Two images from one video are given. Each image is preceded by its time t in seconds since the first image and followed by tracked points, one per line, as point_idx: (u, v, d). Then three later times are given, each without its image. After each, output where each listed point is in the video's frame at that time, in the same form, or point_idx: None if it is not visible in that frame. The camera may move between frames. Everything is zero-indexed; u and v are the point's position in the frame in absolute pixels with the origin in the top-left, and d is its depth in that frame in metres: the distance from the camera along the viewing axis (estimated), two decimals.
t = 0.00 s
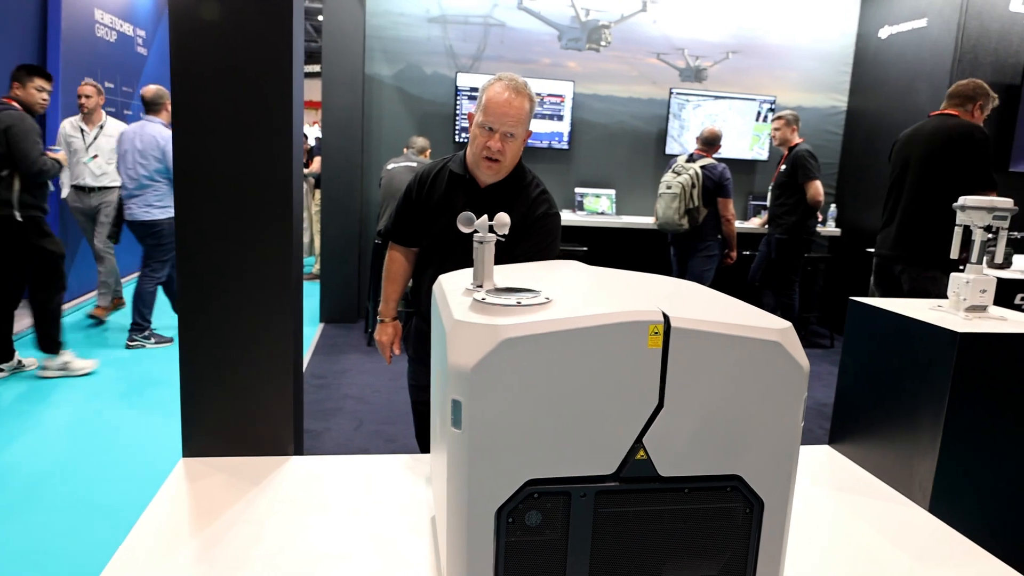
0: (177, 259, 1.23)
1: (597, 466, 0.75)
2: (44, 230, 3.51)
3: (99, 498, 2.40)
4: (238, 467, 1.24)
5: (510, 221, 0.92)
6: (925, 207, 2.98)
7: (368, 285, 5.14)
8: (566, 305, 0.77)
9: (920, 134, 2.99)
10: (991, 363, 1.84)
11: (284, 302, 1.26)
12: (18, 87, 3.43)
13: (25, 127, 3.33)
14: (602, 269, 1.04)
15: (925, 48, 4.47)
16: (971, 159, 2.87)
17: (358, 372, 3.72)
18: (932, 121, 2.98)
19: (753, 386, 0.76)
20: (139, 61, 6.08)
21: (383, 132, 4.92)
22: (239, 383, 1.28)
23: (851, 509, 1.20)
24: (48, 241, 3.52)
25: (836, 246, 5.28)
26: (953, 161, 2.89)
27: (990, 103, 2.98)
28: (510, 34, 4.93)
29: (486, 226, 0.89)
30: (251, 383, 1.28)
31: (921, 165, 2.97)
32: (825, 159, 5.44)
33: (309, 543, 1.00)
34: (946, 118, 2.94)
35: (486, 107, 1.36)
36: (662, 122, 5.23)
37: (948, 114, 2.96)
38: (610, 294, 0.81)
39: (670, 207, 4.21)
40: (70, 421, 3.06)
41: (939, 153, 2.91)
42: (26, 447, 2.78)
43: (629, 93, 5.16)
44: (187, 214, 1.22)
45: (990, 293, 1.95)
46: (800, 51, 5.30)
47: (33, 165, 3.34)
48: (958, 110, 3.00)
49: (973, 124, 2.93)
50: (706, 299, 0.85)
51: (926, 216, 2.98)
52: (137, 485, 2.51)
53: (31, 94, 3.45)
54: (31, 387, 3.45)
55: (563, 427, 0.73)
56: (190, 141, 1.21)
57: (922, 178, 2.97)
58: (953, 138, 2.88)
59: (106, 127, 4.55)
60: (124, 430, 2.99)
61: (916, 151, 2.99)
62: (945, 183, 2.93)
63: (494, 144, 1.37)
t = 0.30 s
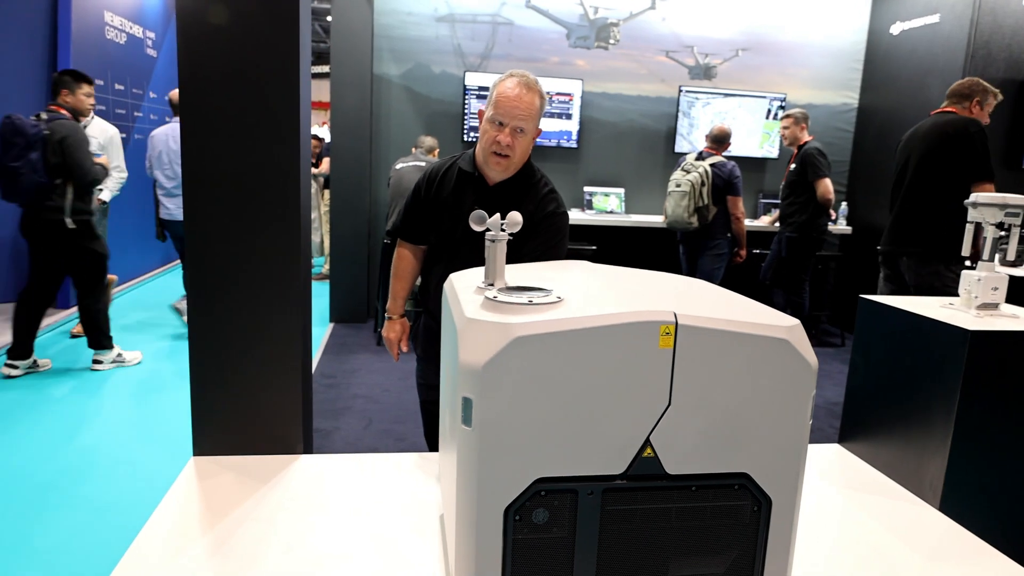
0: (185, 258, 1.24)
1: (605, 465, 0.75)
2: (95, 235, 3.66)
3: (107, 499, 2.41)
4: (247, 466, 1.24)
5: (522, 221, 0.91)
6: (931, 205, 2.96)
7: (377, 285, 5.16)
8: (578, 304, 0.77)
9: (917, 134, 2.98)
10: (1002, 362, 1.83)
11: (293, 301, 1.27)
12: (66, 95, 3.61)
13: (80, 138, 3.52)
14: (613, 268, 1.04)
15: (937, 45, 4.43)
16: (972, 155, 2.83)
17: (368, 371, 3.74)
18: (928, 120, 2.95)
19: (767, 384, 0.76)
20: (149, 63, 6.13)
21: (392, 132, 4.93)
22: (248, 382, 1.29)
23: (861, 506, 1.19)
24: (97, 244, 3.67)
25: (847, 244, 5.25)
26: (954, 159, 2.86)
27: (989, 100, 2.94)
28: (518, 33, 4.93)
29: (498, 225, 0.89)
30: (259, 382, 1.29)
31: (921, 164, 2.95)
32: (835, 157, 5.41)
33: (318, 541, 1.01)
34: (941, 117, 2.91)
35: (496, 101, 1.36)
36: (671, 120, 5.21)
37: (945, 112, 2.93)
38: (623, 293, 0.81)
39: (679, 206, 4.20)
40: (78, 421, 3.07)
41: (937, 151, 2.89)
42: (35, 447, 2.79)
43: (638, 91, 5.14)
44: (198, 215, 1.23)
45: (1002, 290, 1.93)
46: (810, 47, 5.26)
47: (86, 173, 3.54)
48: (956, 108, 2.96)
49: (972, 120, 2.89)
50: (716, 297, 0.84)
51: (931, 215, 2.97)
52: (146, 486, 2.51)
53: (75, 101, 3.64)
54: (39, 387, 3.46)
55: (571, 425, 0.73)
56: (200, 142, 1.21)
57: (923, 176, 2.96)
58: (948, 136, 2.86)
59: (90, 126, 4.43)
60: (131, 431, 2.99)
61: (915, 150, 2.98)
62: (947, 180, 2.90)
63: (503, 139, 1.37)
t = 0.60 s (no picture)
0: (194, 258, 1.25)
1: (611, 465, 0.75)
2: (134, 237, 3.81)
3: (118, 497, 2.44)
4: (256, 467, 1.25)
5: (530, 222, 0.92)
6: (947, 204, 2.95)
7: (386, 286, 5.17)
8: (586, 305, 0.78)
9: (940, 133, 2.96)
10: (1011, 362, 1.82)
11: (301, 301, 1.28)
12: (116, 98, 3.73)
13: (132, 141, 3.73)
14: (621, 269, 1.04)
15: (946, 44, 4.40)
16: (997, 153, 2.82)
17: (377, 372, 3.75)
18: (950, 119, 2.93)
19: (774, 385, 0.76)
20: (159, 64, 6.17)
21: (400, 133, 4.94)
22: (257, 382, 1.30)
23: (869, 507, 1.19)
24: (134, 246, 3.80)
25: (856, 244, 5.22)
26: (975, 159, 2.85)
27: (1012, 99, 2.90)
28: (526, 33, 4.93)
29: (506, 226, 0.89)
30: (268, 382, 1.30)
31: (942, 162, 2.93)
32: (844, 156, 5.38)
33: (326, 541, 1.02)
34: (964, 115, 2.89)
35: (509, 97, 1.37)
36: (680, 120, 5.20)
37: (966, 111, 2.90)
38: (630, 295, 0.81)
39: (688, 206, 4.19)
40: (89, 420, 3.11)
41: (959, 150, 2.87)
42: (47, 446, 2.83)
43: (646, 92, 5.14)
44: (207, 216, 1.24)
45: (1011, 290, 1.92)
46: (818, 47, 5.24)
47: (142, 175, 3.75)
48: (976, 106, 2.92)
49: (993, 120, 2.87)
50: (722, 298, 0.85)
51: (945, 215, 2.96)
52: (155, 486, 2.53)
53: (122, 104, 3.75)
54: (54, 386, 3.51)
55: (578, 426, 0.73)
56: (208, 144, 1.22)
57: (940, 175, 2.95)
58: (973, 135, 2.84)
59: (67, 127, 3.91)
60: (141, 429, 3.03)
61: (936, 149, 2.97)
62: (965, 179, 2.89)
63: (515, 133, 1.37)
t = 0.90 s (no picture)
0: (199, 258, 1.26)
1: (613, 465, 0.75)
2: (159, 241, 3.90)
3: (123, 497, 2.46)
4: (261, 467, 1.26)
5: (531, 221, 0.92)
6: (964, 205, 2.95)
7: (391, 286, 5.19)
8: (587, 304, 0.78)
9: (963, 130, 2.93)
10: (1012, 360, 1.82)
11: (306, 301, 1.29)
12: (151, 105, 3.88)
13: (166, 143, 3.82)
14: (623, 268, 1.04)
15: (950, 42, 4.38)
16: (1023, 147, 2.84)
17: (381, 372, 3.76)
18: (973, 116, 2.91)
19: (775, 383, 0.77)
20: (164, 66, 6.21)
21: (404, 133, 4.96)
22: (262, 382, 1.31)
23: (873, 506, 1.18)
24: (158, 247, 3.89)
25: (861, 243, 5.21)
26: (996, 158, 2.86)
27: None
28: (530, 33, 4.93)
29: (507, 226, 0.90)
30: (272, 381, 1.30)
31: (963, 162, 2.92)
32: (849, 155, 5.36)
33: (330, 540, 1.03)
34: (986, 114, 2.88)
35: (514, 99, 1.39)
36: (684, 120, 5.20)
37: (990, 109, 2.89)
38: (633, 294, 0.81)
39: (693, 205, 4.18)
40: (97, 420, 3.14)
41: (981, 148, 2.87)
42: (55, 446, 2.86)
43: (650, 91, 5.13)
44: (212, 217, 1.25)
45: (1013, 288, 1.92)
46: (823, 45, 5.23)
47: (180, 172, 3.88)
48: (1001, 104, 2.92)
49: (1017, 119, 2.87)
50: (721, 296, 0.85)
51: (965, 214, 2.96)
52: (160, 488, 2.54)
53: (155, 111, 3.91)
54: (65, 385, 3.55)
55: (579, 425, 0.74)
56: (212, 144, 1.23)
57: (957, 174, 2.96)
58: (996, 133, 2.84)
59: (9, 115, 3.75)
60: (147, 429, 3.06)
61: (959, 147, 2.95)
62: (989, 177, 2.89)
63: (530, 132, 1.40)
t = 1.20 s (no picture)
0: (195, 257, 1.26)
1: (605, 462, 0.76)
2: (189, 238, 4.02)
3: (119, 497, 2.46)
4: (256, 465, 1.27)
5: (525, 221, 0.93)
6: (957, 206, 2.96)
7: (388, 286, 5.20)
8: (579, 303, 0.79)
9: (956, 133, 2.95)
10: (1002, 361, 1.84)
11: (302, 300, 1.30)
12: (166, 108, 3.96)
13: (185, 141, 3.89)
14: (616, 268, 1.05)
15: (946, 45, 4.40)
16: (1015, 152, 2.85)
17: (378, 372, 3.77)
18: (967, 119, 2.93)
19: (765, 381, 0.78)
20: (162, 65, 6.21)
21: (402, 133, 4.96)
22: (258, 380, 1.31)
23: (866, 505, 1.20)
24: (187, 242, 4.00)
25: (856, 244, 5.23)
26: (989, 161, 2.87)
27: None
28: (528, 35, 4.95)
29: (501, 227, 0.91)
30: (267, 379, 1.31)
31: (957, 164, 2.94)
32: (845, 157, 5.38)
33: (325, 538, 1.04)
34: (981, 117, 2.89)
35: (519, 92, 1.42)
36: (681, 121, 5.21)
37: (984, 112, 2.90)
38: (625, 294, 0.82)
39: (689, 206, 4.19)
40: (93, 420, 3.13)
41: (974, 150, 2.88)
42: (53, 446, 2.85)
43: (647, 92, 5.15)
44: (209, 217, 1.26)
45: (1003, 288, 1.93)
46: (819, 47, 5.24)
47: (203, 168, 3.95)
48: (995, 107, 2.94)
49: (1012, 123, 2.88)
50: (712, 295, 0.86)
51: (956, 216, 2.97)
52: (154, 488, 2.54)
53: (169, 113, 3.99)
54: (62, 385, 3.55)
55: (570, 422, 0.75)
56: (209, 143, 1.24)
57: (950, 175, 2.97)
58: (986, 136, 2.86)
59: None
60: (143, 429, 3.06)
61: (951, 150, 2.97)
62: (982, 178, 2.89)
63: (536, 123, 1.43)
